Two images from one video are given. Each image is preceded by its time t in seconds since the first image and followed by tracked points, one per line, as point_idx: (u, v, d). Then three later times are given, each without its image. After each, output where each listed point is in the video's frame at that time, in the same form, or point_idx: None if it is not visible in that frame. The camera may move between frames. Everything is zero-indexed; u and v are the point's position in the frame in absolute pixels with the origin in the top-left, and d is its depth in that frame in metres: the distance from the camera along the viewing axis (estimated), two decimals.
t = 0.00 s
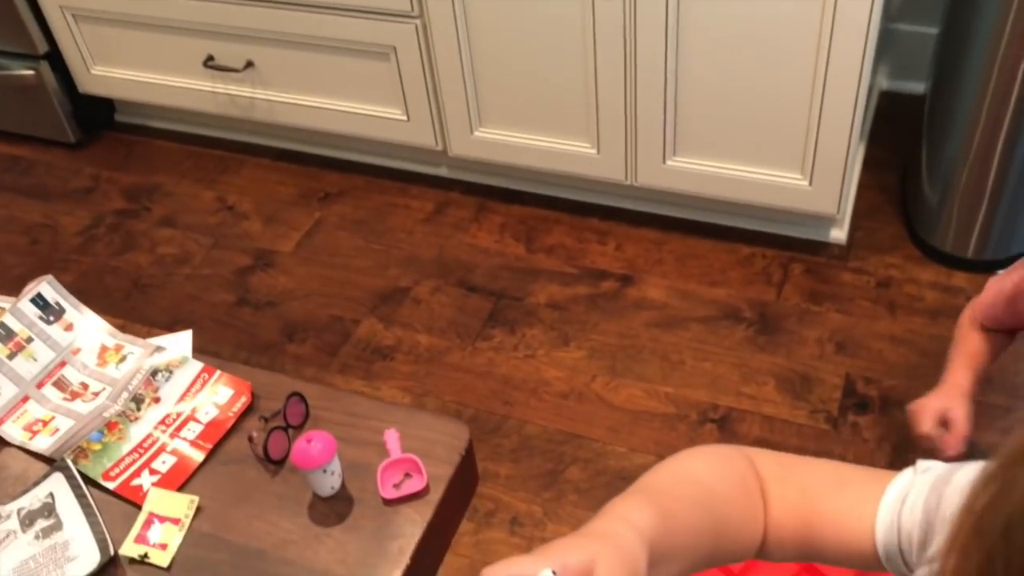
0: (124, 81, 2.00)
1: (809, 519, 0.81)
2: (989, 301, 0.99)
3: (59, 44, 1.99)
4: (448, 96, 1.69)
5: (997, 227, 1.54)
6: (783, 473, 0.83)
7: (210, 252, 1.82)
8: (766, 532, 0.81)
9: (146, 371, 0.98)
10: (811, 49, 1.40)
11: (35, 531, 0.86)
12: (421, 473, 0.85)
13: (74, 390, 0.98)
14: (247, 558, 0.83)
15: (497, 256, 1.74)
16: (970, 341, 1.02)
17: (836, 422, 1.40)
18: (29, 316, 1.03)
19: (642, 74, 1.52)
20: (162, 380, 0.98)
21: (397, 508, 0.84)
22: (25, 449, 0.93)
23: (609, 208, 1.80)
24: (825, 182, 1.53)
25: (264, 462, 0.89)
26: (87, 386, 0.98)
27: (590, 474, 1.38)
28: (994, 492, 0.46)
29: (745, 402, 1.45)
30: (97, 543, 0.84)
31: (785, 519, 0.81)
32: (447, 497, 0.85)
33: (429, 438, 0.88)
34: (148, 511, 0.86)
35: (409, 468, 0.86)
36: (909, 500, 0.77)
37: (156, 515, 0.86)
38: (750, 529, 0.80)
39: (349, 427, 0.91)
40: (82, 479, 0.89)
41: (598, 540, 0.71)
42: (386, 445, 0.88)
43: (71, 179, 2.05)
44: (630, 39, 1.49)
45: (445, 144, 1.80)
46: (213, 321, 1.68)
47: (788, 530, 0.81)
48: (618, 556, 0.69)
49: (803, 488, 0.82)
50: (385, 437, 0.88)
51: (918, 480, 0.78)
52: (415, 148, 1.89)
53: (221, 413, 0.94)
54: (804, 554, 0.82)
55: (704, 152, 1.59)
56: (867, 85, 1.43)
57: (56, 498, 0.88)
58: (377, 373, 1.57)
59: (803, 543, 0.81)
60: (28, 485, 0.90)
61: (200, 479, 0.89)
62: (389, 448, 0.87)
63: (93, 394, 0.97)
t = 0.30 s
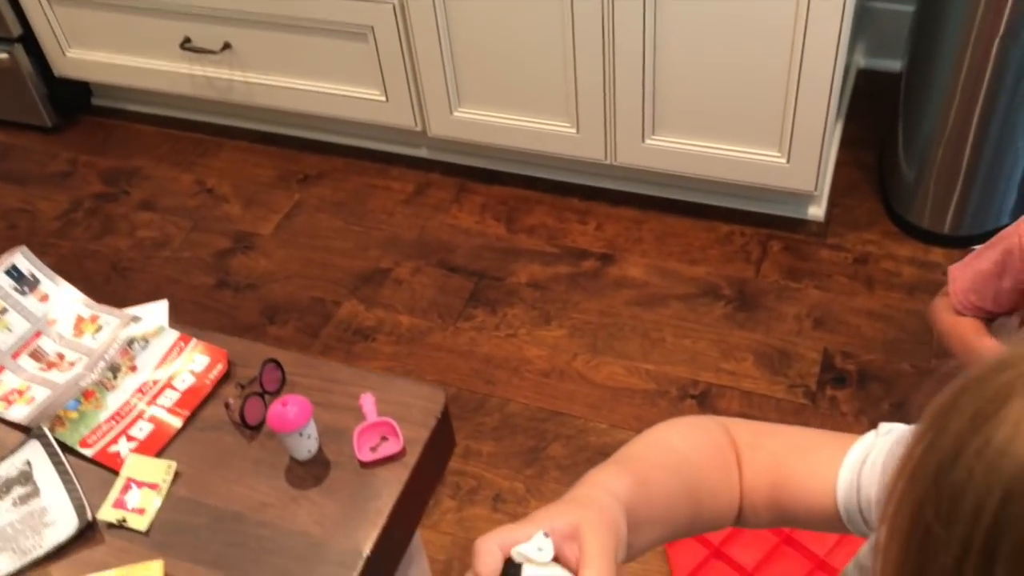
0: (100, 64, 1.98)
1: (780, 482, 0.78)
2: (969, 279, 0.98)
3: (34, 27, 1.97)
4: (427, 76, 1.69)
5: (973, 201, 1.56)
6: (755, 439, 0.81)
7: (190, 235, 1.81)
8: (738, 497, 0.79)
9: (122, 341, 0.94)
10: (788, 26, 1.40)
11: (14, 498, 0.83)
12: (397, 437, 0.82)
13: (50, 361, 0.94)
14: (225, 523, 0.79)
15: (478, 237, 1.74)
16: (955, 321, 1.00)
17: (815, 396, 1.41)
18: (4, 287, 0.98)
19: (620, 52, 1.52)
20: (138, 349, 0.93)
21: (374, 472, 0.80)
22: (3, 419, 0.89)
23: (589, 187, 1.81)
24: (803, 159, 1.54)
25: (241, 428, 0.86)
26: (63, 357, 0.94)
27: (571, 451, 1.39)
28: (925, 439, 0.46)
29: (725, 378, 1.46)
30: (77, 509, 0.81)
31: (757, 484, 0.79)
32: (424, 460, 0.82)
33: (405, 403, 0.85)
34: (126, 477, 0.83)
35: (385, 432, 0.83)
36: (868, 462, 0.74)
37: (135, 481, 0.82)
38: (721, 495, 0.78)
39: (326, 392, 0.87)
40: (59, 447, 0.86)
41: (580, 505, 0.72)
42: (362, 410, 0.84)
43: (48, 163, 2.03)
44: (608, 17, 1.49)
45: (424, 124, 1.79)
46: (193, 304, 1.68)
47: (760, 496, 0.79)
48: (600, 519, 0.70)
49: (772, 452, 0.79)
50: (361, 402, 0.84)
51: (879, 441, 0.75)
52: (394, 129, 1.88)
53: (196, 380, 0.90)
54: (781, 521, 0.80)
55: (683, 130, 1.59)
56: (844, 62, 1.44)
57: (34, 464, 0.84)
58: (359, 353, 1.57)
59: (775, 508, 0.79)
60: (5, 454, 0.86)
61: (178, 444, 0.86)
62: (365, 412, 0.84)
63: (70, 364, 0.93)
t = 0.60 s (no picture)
0: (77, 45, 1.96)
1: (764, 456, 0.78)
2: (955, 266, 0.96)
3: (9, 8, 1.94)
4: (408, 57, 1.68)
5: (952, 181, 1.57)
6: (741, 415, 0.81)
7: (169, 218, 1.80)
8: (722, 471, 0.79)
9: (94, 314, 0.84)
10: (768, 8, 1.40)
11: None
12: (372, 407, 0.72)
13: (18, 336, 0.82)
14: (196, 495, 0.69)
15: (459, 219, 1.73)
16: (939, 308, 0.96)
17: (795, 375, 1.42)
18: None
19: (601, 34, 1.52)
20: (111, 322, 0.83)
21: (347, 444, 0.70)
22: None
23: (571, 169, 1.80)
24: (783, 139, 1.54)
25: (212, 401, 0.75)
26: (33, 331, 0.82)
27: (553, 432, 1.40)
28: (869, 395, 0.45)
29: (706, 358, 1.46)
30: (47, 482, 0.71)
31: (741, 459, 0.79)
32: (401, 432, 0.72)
33: (383, 372, 0.75)
34: (97, 449, 0.73)
35: (359, 404, 0.73)
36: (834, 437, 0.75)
37: (105, 453, 0.72)
38: (707, 468, 0.78)
39: (297, 363, 0.77)
40: (30, 421, 0.76)
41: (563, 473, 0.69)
42: (335, 381, 0.74)
43: (25, 145, 2.01)
44: None
45: (405, 106, 1.79)
46: (173, 288, 1.67)
47: (744, 470, 0.79)
48: (586, 486, 0.67)
49: (758, 427, 0.80)
50: (333, 372, 0.74)
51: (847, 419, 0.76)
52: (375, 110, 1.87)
53: (170, 352, 0.79)
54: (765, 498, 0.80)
55: (665, 111, 1.59)
56: (824, 43, 1.44)
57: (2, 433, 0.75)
58: (341, 335, 1.56)
59: (758, 483, 0.79)
60: None
61: (150, 417, 0.75)
62: (338, 383, 0.74)
63: (40, 338, 0.82)
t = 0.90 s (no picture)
0: (60, 30, 1.94)
1: (748, 399, 0.77)
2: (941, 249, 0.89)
3: None
4: (392, 41, 1.67)
5: (937, 163, 1.57)
6: (727, 354, 0.80)
7: (153, 203, 1.79)
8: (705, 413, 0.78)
9: (72, 292, 0.84)
10: None
11: None
12: (348, 385, 0.74)
13: None
14: (173, 473, 0.71)
15: (445, 203, 1.73)
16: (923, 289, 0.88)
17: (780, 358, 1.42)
18: None
19: (585, 17, 1.51)
20: (90, 300, 0.84)
21: (324, 421, 0.72)
22: None
23: (556, 153, 1.80)
24: (768, 123, 1.54)
25: (188, 380, 0.77)
26: (10, 310, 0.83)
27: (539, 415, 1.40)
28: (829, 356, 0.43)
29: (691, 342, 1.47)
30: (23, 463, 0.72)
31: (726, 403, 0.78)
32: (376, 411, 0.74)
33: (358, 351, 0.77)
34: (77, 427, 0.74)
35: (335, 381, 0.75)
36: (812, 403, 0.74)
37: (86, 431, 0.74)
38: (691, 412, 0.77)
39: (273, 342, 0.78)
40: (8, 399, 0.77)
41: (543, 438, 0.67)
42: (312, 359, 0.77)
43: (7, 131, 2.00)
44: None
45: (390, 90, 1.78)
46: (158, 273, 1.66)
47: (727, 413, 0.78)
48: (562, 461, 0.65)
49: (744, 370, 0.78)
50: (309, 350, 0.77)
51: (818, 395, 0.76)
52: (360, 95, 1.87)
53: (149, 329, 0.80)
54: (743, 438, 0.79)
55: (650, 95, 1.59)
56: (808, 26, 1.43)
57: None
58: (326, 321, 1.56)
59: (739, 426, 0.78)
60: None
61: (128, 396, 0.77)
62: (315, 361, 0.76)
63: (18, 317, 0.82)
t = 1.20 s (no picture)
0: (47, 15, 1.93)
1: (736, 351, 0.75)
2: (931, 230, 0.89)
3: None
4: (381, 26, 1.66)
5: (927, 148, 1.57)
6: (722, 302, 0.77)
7: (141, 189, 1.78)
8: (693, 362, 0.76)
9: (52, 272, 0.85)
10: None
11: None
12: (329, 363, 0.75)
13: None
14: (152, 452, 0.72)
15: (435, 189, 1.72)
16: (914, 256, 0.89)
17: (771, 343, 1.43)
18: None
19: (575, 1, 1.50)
20: (70, 280, 0.85)
21: (304, 399, 0.73)
22: None
23: (547, 139, 1.80)
24: (759, 108, 1.54)
25: (168, 358, 0.78)
26: None
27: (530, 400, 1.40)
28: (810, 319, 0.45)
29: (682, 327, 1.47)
30: None
31: (715, 352, 0.76)
32: (357, 389, 0.75)
33: (340, 330, 0.78)
34: (56, 405, 0.74)
35: (317, 359, 0.76)
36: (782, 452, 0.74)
37: (66, 409, 0.74)
38: (678, 361, 0.75)
39: (256, 321, 0.79)
40: None
41: (526, 398, 0.67)
42: (292, 338, 0.77)
43: None
44: None
45: (380, 76, 1.77)
46: (146, 259, 1.65)
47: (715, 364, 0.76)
48: (545, 425, 0.65)
49: (735, 320, 0.76)
50: (289, 329, 0.77)
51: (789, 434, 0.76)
52: (350, 80, 1.86)
53: (130, 308, 0.81)
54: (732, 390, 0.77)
55: (640, 80, 1.59)
56: (799, 11, 1.43)
57: None
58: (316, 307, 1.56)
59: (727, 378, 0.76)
60: None
61: (109, 374, 0.77)
62: (296, 339, 0.77)
63: None
